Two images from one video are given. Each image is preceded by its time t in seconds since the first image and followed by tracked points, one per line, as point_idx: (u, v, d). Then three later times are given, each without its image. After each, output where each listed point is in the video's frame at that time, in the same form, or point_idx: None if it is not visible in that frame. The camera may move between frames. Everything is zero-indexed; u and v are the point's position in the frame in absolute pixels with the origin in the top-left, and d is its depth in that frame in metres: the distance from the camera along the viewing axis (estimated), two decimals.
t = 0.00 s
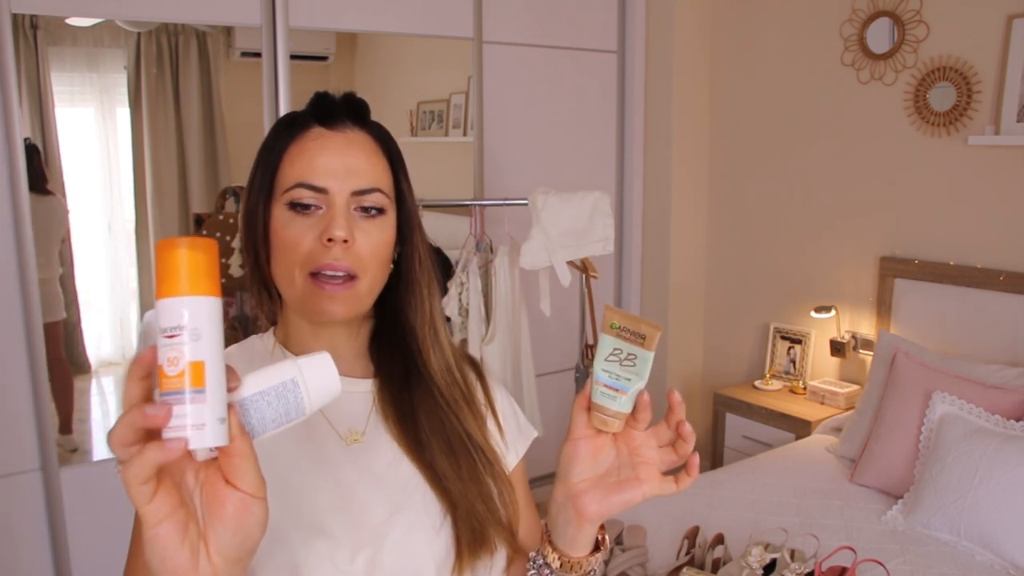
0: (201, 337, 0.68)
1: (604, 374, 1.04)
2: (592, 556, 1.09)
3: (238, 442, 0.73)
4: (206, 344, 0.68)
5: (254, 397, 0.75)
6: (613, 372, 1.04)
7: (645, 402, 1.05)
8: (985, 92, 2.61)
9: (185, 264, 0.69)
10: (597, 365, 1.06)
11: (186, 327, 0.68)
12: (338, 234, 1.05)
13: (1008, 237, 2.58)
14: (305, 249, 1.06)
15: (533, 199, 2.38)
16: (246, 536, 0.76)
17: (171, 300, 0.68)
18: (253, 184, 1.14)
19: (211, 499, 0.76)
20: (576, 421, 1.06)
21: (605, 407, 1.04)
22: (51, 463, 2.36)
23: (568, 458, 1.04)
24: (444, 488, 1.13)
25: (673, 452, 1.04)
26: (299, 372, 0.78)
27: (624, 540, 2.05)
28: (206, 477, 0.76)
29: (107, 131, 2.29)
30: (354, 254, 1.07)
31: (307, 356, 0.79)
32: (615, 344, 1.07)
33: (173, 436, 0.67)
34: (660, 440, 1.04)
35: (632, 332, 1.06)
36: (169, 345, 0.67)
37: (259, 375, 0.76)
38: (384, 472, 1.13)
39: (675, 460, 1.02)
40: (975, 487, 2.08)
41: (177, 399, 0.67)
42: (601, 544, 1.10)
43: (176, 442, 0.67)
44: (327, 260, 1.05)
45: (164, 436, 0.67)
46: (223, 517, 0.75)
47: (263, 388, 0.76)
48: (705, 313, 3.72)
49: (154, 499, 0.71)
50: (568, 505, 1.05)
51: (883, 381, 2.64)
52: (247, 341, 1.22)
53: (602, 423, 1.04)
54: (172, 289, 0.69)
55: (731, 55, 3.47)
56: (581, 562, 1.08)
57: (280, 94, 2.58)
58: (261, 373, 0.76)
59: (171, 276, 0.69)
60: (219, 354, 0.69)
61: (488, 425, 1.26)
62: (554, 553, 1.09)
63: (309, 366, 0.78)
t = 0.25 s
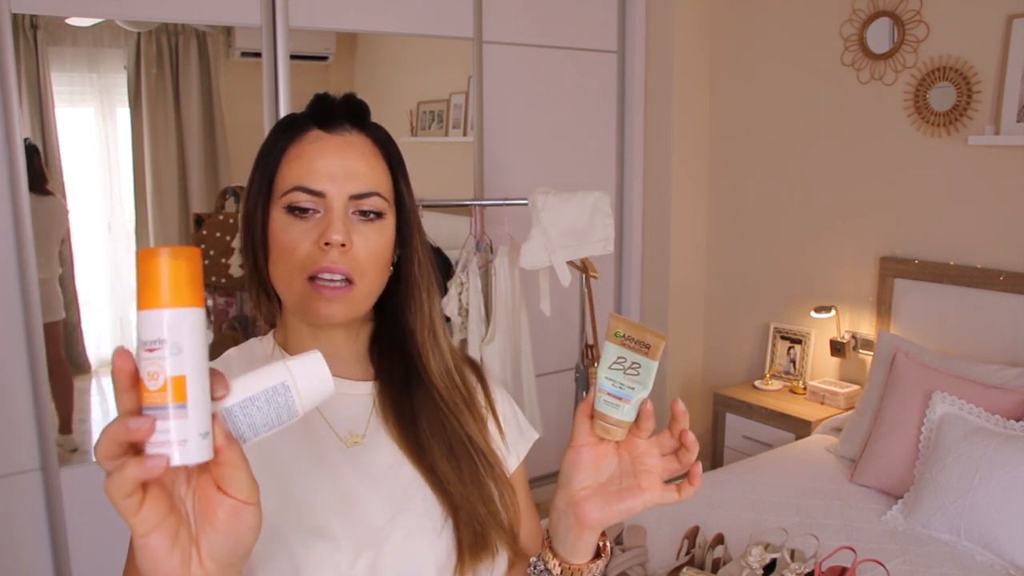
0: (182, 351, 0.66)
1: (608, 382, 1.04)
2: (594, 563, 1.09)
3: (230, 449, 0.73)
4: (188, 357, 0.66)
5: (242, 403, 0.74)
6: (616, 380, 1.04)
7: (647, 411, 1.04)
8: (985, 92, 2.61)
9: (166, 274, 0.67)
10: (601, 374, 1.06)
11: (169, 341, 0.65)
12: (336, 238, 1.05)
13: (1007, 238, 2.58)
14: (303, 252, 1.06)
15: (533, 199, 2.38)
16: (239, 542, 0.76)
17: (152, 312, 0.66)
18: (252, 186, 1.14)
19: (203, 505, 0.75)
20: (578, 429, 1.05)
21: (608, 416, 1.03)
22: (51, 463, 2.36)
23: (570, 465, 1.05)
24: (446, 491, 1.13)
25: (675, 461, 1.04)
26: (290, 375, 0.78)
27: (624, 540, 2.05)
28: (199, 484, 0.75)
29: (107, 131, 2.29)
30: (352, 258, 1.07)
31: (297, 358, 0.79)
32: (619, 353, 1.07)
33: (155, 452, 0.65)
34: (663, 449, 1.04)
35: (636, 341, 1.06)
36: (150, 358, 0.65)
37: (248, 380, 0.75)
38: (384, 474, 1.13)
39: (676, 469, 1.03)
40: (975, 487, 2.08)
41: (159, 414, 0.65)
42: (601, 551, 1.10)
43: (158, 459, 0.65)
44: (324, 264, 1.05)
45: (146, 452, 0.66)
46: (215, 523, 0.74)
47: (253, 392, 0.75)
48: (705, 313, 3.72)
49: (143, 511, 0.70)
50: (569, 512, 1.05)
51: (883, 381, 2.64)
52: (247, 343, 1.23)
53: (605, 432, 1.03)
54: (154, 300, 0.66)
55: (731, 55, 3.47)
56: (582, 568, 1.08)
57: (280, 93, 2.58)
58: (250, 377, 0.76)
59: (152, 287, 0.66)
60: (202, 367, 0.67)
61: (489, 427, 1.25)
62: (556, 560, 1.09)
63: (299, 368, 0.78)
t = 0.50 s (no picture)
0: (190, 378, 0.65)
1: (608, 388, 0.99)
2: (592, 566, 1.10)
3: (242, 461, 0.74)
4: (196, 384, 0.65)
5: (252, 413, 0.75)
6: (616, 387, 0.99)
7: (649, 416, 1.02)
8: (985, 92, 2.61)
9: (171, 297, 0.65)
10: (600, 380, 1.00)
11: (177, 369, 0.64)
12: (332, 235, 1.05)
13: (1007, 238, 2.58)
14: (301, 252, 1.06)
15: (533, 199, 2.38)
16: (249, 546, 0.76)
17: (159, 338, 0.65)
18: (252, 185, 1.14)
19: (214, 511, 0.75)
20: (579, 435, 1.03)
21: (608, 424, 1.00)
22: (52, 463, 2.36)
23: (570, 470, 1.04)
24: (449, 493, 1.13)
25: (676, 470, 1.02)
26: (298, 382, 0.78)
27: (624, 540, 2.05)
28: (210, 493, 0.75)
29: (107, 131, 2.29)
30: (349, 257, 1.07)
31: (303, 362, 0.79)
32: (620, 359, 1.01)
33: (167, 477, 0.66)
34: (664, 458, 1.02)
35: (637, 347, 1.00)
36: (160, 385, 0.65)
37: (257, 390, 0.76)
38: (385, 475, 1.13)
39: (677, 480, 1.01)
40: (975, 487, 2.08)
41: (170, 441, 0.65)
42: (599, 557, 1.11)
43: (171, 485, 0.66)
44: (321, 262, 1.05)
45: (159, 478, 0.66)
46: (226, 529, 0.75)
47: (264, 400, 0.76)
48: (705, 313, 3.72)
49: (157, 524, 0.70)
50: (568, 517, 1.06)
51: (883, 380, 2.64)
52: (247, 343, 1.23)
53: (604, 440, 1.00)
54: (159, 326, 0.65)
55: (731, 55, 3.47)
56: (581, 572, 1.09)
57: (280, 93, 2.58)
58: (260, 386, 0.76)
59: (158, 310, 0.65)
60: (210, 392, 0.66)
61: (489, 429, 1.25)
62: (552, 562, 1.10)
63: (306, 374, 0.78)
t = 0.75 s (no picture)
0: (216, 378, 0.67)
1: (608, 415, 0.94)
2: None
3: (267, 458, 0.74)
4: (222, 385, 0.67)
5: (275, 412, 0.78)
6: (615, 415, 0.93)
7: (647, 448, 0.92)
8: (985, 92, 2.61)
9: (199, 301, 0.67)
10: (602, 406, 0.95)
11: (204, 371, 0.66)
12: (333, 234, 1.05)
13: (1008, 237, 2.58)
14: (301, 250, 1.06)
15: (533, 199, 2.37)
16: (272, 540, 0.76)
17: (187, 341, 0.66)
18: (253, 186, 1.14)
19: (238, 506, 0.75)
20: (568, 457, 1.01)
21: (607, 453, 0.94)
22: (52, 463, 2.36)
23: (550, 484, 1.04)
24: (451, 492, 1.13)
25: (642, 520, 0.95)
26: (320, 382, 0.80)
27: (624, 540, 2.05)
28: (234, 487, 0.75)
29: (107, 131, 2.29)
30: (350, 256, 1.07)
31: (326, 362, 0.81)
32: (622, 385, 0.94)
33: (195, 475, 0.67)
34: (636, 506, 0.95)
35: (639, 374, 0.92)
36: (187, 387, 0.66)
37: (280, 389, 0.78)
38: (388, 476, 1.13)
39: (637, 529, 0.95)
40: (975, 487, 2.08)
41: (197, 441, 0.67)
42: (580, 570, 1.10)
43: (198, 483, 0.67)
44: (322, 261, 1.05)
45: (187, 476, 0.67)
46: (250, 523, 0.75)
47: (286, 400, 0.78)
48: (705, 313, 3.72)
49: (182, 520, 0.70)
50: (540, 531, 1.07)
51: (883, 381, 2.64)
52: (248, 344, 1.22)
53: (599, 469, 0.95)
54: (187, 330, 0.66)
55: (731, 55, 3.47)
56: None
57: (280, 93, 2.58)
58: (282, 385, 0.79)
59: (186, 314, 0.67)
60: (236, 393, 0.68)
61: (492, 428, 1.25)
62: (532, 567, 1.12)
63: (328, 373, 0.81)
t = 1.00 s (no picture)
0: (247, 374, 0.67)
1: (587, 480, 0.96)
2: None
3: (293, 447, 0.74)
4: (253, 380, 0.67)
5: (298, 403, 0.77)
6: (594, 483, 0.95)
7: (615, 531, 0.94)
8: (985, 92, 2.61)
9: (231, 299, 0.67)
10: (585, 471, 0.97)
11: (235, 366, 0.66)
12: (335, 234, 1.05)
13: (1008, 237, 2.57)
14: (303, 250, 1.06)
15: (533, 199, 2.37)
16: (294, 526, 0.76)
17: (218, 337, 0.66)
18: (255, 186, 1.14)
19: (262, 491, 0.74)
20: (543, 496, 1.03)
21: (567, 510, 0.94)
22: (52, 463, 2.36)
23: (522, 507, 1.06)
24: (450, 490, 1.13)
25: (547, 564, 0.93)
26: (343, 374, 0.80)
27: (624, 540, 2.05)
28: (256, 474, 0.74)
29: (107, 131, 2.30)
30: (352, 256, 1.07)
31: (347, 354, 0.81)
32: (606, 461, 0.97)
33: (224, 466, 0.67)
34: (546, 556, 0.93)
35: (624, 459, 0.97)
36: (218, 381, 0.67)
37: (303, 381, 0.78)
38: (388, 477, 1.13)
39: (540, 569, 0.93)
40: (975, 487, 2.08)
41: (227, 433, 0.67)
42: None
43: (227, 474, 0.67)
44: (324, 262, 1.05)
45: (216, 467, 0.68)
46: (273, 509, 0.75)
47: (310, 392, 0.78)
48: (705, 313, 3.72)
49: (209, 507, 0.70)
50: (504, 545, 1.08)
51: (883, 380, 2.64)
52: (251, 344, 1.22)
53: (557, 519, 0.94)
54: (218, 327, 0.66)
55: (731, 55, 3.47)
56: None
57: (280, 93, 2.58)
58: (306, 377, 0.78)
59: (217, 312, 0.66)
60: (266, 388, 0.68)
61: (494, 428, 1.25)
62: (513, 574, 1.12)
63: (350, 365, 0.80)
